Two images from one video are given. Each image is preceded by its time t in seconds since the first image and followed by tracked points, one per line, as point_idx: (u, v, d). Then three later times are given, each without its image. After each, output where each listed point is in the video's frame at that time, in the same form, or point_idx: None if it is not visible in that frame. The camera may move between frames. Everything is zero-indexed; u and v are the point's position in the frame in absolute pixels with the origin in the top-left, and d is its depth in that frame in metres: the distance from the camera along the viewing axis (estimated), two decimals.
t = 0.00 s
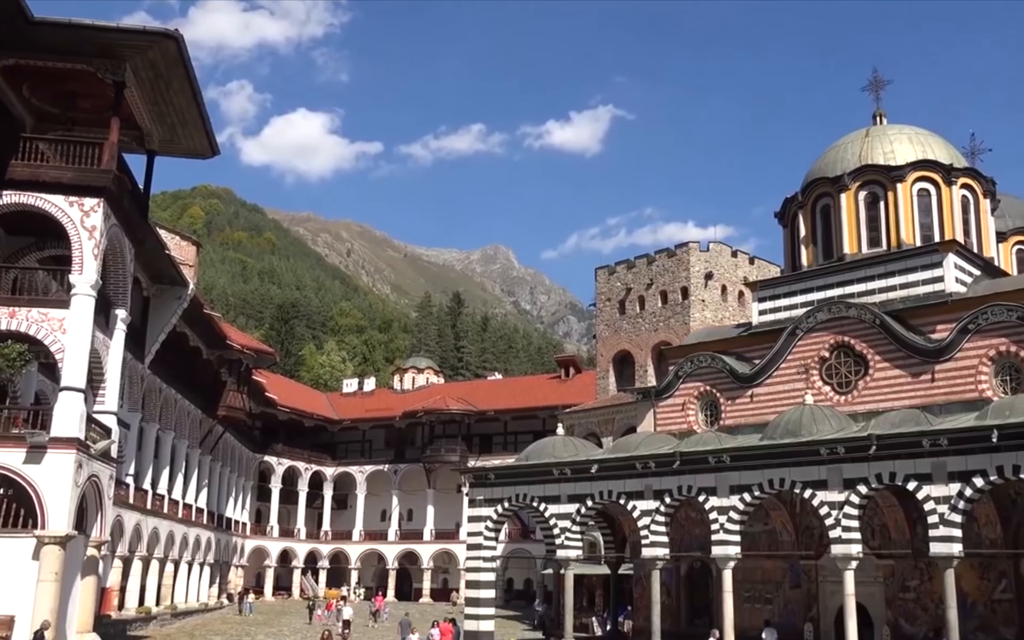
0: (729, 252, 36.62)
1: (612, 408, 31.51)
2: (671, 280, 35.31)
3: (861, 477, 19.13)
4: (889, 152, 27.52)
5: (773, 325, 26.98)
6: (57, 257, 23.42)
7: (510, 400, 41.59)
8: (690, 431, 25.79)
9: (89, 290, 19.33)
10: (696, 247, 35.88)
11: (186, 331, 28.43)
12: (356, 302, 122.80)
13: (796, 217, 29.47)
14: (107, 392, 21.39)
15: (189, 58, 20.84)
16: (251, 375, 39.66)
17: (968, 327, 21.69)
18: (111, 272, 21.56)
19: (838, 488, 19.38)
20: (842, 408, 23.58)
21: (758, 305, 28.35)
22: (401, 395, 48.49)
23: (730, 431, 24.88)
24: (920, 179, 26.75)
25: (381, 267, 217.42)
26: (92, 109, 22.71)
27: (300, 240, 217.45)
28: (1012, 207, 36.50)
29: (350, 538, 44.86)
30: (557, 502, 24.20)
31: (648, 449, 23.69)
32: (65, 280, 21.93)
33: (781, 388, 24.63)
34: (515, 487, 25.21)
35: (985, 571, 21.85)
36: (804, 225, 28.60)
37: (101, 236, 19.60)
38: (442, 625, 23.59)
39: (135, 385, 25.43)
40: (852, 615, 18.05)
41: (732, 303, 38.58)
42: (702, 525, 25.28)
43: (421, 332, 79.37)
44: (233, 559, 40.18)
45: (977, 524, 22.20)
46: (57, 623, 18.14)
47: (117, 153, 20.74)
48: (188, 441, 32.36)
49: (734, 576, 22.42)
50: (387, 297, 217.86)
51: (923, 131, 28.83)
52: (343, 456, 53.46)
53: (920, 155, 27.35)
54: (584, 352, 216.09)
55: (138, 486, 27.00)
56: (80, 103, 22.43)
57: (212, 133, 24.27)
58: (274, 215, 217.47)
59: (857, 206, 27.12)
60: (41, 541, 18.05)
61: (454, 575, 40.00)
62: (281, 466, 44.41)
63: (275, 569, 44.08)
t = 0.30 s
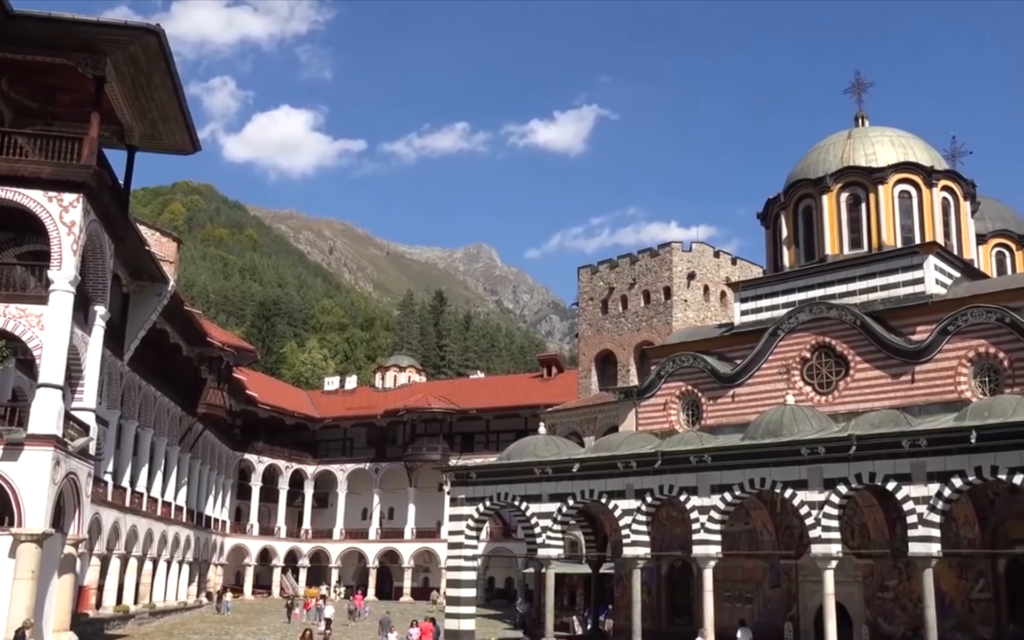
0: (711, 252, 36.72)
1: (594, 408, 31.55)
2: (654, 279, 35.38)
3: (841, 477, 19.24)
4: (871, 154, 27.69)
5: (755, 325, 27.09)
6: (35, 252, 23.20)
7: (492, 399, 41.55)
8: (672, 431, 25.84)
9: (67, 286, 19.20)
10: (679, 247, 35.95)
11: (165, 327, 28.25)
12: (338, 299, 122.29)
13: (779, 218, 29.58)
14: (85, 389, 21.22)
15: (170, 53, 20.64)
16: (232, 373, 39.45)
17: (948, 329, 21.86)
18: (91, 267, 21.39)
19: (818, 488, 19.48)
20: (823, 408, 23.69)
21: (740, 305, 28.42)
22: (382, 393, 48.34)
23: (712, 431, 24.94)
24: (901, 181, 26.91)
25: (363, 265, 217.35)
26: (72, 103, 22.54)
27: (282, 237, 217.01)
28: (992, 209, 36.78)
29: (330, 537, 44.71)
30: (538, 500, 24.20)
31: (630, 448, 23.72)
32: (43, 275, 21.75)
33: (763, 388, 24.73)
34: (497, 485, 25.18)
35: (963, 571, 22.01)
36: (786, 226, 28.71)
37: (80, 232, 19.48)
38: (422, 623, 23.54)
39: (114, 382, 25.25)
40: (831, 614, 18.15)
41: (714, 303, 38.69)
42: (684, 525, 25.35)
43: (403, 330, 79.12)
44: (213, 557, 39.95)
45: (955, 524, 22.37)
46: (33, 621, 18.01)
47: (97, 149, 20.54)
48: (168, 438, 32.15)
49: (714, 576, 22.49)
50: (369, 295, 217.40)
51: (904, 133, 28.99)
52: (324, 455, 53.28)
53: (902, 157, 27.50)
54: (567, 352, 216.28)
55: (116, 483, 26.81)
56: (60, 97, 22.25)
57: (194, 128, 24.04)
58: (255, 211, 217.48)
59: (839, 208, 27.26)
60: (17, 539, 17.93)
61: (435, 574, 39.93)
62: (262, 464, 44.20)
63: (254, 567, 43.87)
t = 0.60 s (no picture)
0: (693, 252, 36.82)
1: (575, 407, 31.59)
2: (635, 279, 35.46)
3: (820, 477, 19.35)
4: (851, 156, 27.87)
5: (735, 326, 27.21)
6: (11, 247, 22.98)
7: (473, 398, 41.53)
8: (652, 431, 25.89)
9: (44, 282, 18.99)
10: (660, 247, 36.05)
11: (144, 324, 28.05)
12: (318, 297, 121.73)
13: (759, 219, 29.67)
14: (61, 386, 21.01)
15: (150, 47, 20.48)
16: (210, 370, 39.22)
17: (926, 330, 22.05)
18: (67, 263, 21.19)
19: (797, 488, 19.58)
20: (802, 408, 23.82)
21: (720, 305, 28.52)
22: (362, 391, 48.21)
23: (692, 431, 25.00)
24: (881, 183, 27.09)
25: (344, 262, 217.25)
26: (50, 97, 22.35)
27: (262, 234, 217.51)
28: (970, 212, 37.11)
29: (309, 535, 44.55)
30: (518, 499, 24.21)
31: (610, 447, 23.75)
32: (19, 270, 21.53)
33: (743, 388, 24.83)
34: (477, 484, 25.17)
35: (939, 570, 22.18)
36: (767, 226, 28.84)
37: (57, 227, 19.31)
38: (402, 622, 23.48)
39: (91, 379, 25.05)
40: (809, 612, 18.26)
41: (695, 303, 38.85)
42: (663, 524, 25.45)
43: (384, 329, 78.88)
44: (191, 555, 39.69)
45: (933, 524, 22.56)
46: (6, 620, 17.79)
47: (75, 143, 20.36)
48: (145, 436, 31.91)
49: (694, 575, 22.57)
50: (349, 292, 216.74)
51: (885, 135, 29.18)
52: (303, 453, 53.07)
53: (882, 159, 27.68)
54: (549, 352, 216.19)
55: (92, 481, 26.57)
56: (37, 91, 22.05)
57: (173, 124, 23.85)
58: (235, 208, 217.44)
59: (819, 209, 27.41)
60: None
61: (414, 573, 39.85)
62: (240, 462, 43.94)
63: (232, 566, 43.62)
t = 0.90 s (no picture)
0: (673, 252, 36.93)
1: (555, 406, 31.64)
2: (616, 278, 35.53)
3: (798, 477, 19.46)
4: (830, 157, 28.03)
5: (714, 325, 27.32)
6: None
7: (453, 396, 41.48)
8: (632, 430, 25.94)
9: (18, 277, 18.76)
10: (640, 246, 36.13)
11: (120, 321, 27.82)
12: (297, 294, 121.19)
13: (739, 219, 29.76)
14: (36, 383, 20.78)
15: (127, 41, 20.22)
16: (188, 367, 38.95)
17: (904, 331, 22.24)
18: (42, 259, 20.94)
19: (775, 487, 19.68)
20: (781, 408, 23.95)
21: (700, 306, 28.59)
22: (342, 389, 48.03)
23: (671, 431, 25.08)
24: (860, 184, 27.24)
25: (324, 260, 217.48)
26: (25, 90, 22.09)
27: (240, 230, 217.24)
28: (947, 214, 37.44)
29: (287, 534, 44.37)
30: (497, 498, 24.20)
31: (590, 446, 23.78)
32: None
33: (722, 387, 24.93)
34: (456, 483, 25.13)
35: (915, 569, 22.40)
36: (747, 226, 28.93)
37: (32, 222, 19.09)
38: (380, 621, 23.44)
39: (66, 376, 24.84)
40: (787, 611, 18.37)
41: (675, 302, 38.99)
42: (642, 523, 25.54)
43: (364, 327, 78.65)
44: (167, 554, 39.38)
45: (909, 524, 22.75)
46: None
47: (51, 137, 20.12)
48: (121, 433, 31.66)
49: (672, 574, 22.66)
50: (328, 290, 215.99)
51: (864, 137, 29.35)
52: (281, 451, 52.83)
53: (861, 160, 27.84)
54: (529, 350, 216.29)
55: (67, 479, 26.34)
56: (12, 84, 21.82)
57: (150, 119, 23.56)
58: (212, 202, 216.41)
59: (798, 209, 27.55)
60: None
61: (393, 572, 39.78)
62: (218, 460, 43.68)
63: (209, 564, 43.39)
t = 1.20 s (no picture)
0: (652, 251, 37.04)
1: (534, 404, 31.70)
2: (595, 277, 35.61)
3: (776, 476, 19.56)
4: (810, 158, 28.18)
5: (693, 325, 27.42)
6: None
7: (432, 394, 41.42)
8: (611, 428, 26.00)
9: None
10: (620, 246, 36.21)
11: (96, 317, 27.58)
12: (276, 292, 120.76)
13: (718, 218, 29.84)
14: (10, 380, 20.52)
15: (104, 35, 20.05)
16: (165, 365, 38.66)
17: (881, 331, 22.42)
18: (15, 254, 20.81)
19: (754, 486, 19.78)
20: (759, 407, 24.07)
21: (679, 305, 28.67)
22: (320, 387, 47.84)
23: (651, 429, 25.15)
24: (838, 185, 27.41)
25: (303, 257, 217.37)
26: None
27: (218, 227, 216.98)
28: (924, 215, 37.77)
29: (263, 532, 44.16)
30: (476, 497, 24.18)
31: (569, 445, 23.81)
32: None
33: (701, 387, 25.02)
34: (435, 481, 25.09)
35: (892, 567, 22.58)
36: (726, 226, 29.03)
37: (7, 216, 18.84)
38: (358, 620, 23.40)
39: (41, 373, 24.59)
40: (765, 609, 18.45)
41: (654, 301, 39.13)
42: (621, 521, 25.61)
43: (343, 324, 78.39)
44: (143, 553, 39.08)
45: (886, 522, 22.63)
46: None
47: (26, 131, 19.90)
48: (96, 431, 31.40)
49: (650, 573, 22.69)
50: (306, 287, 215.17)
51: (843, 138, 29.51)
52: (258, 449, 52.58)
53: (839, 161, 27.99)
54: (508, 349, 216.45)
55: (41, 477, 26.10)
56: None
57: (127, 114, 23.36)
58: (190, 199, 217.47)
59: (777, 209, 27.68)
60: None
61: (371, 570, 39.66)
62: (194, 458, 43.41)
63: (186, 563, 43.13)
